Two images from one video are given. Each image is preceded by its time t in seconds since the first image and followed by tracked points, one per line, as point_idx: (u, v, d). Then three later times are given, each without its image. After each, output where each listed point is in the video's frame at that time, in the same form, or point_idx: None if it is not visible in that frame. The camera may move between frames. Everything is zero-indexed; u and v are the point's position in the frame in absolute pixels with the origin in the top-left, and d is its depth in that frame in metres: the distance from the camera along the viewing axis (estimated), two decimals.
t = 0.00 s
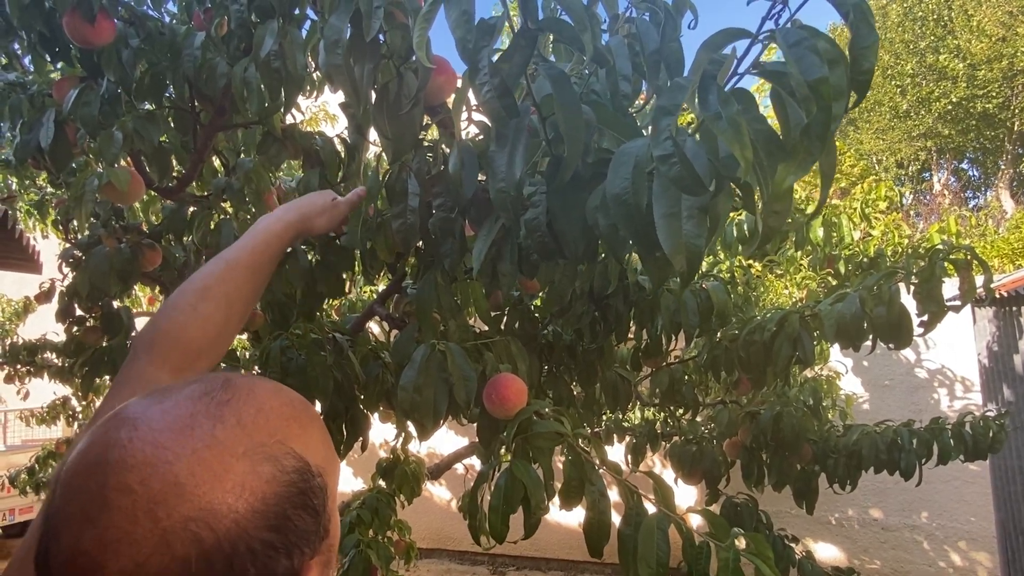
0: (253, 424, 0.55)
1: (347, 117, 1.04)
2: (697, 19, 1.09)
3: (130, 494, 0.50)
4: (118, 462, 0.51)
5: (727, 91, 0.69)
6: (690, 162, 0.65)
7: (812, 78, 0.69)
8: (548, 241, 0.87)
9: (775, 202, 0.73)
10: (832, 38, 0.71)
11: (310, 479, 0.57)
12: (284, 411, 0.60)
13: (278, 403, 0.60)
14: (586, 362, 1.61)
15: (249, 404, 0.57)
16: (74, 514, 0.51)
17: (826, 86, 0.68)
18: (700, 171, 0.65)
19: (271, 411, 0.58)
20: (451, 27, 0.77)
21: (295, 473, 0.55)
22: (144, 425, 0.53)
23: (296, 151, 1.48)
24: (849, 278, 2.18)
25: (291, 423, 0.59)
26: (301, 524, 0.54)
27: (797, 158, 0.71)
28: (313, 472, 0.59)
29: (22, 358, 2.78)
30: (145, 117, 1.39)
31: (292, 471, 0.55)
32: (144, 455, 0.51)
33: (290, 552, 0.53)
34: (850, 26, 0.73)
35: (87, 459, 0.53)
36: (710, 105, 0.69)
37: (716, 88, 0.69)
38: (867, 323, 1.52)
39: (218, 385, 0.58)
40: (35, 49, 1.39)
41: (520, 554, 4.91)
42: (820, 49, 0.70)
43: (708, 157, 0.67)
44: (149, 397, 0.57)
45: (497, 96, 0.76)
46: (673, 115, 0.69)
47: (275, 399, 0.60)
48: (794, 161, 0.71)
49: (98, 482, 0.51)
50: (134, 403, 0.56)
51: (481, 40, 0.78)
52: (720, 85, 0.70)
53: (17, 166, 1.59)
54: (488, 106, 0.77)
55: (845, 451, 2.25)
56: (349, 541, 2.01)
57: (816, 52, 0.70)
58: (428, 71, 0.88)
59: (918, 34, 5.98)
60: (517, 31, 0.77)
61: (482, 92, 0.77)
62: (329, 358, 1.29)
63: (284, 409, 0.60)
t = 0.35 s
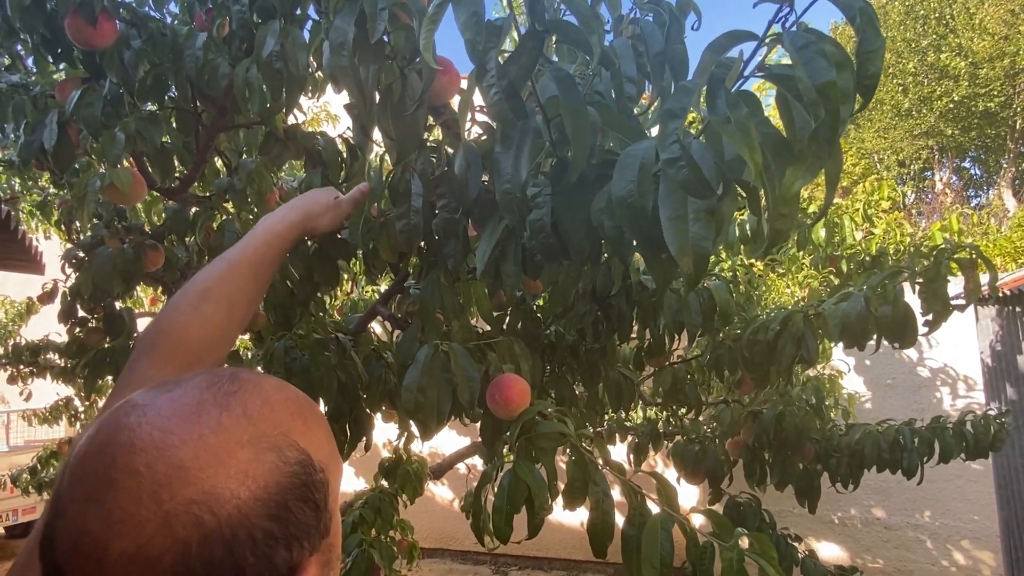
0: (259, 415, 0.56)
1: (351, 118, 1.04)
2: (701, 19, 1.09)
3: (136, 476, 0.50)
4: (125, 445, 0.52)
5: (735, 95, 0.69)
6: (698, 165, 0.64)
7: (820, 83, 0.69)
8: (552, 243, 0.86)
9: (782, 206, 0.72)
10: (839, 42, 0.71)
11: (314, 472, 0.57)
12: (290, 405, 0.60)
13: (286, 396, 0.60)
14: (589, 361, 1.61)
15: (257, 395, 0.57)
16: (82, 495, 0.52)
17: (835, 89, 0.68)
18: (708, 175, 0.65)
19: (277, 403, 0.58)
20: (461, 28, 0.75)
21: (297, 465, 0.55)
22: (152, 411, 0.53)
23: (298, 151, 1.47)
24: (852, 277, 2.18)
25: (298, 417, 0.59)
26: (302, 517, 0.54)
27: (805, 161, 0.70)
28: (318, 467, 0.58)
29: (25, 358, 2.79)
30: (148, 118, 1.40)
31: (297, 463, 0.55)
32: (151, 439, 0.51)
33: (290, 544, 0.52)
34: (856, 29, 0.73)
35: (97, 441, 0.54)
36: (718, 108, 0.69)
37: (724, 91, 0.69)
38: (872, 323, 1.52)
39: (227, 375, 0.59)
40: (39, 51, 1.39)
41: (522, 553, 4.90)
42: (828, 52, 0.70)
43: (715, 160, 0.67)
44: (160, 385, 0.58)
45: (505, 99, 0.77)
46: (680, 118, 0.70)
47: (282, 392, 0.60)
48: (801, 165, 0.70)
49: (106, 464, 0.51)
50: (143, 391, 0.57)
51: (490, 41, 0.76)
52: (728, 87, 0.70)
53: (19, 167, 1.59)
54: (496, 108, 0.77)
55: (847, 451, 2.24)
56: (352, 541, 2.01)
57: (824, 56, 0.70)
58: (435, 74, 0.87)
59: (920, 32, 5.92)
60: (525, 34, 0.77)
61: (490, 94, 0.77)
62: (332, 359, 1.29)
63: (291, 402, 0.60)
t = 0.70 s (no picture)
0: (278, 409, 0.58)
1: (349, 116, 1.04)
2: (698, 16, 1.09)
3: (156, 452, 0.52)
4: (148, 423, 0.54)
5: (728, 88, 0.69)
6: (692, 161, 0.64)
7: (814, 75, 0.68)
8: (550, 240, 0.86)
9: (777, 200, 0.71)
10: (834, 35, 0.71)
11: (325, 472, 0.59)
12: (307, 408, 0.63)
13: (303, 398, 0.63)
14: (587, 360, 1.61)
15: (276, 391, 0.60)
16: (99, 470, 0.53)
17: (828, 81, 0.68)
18: (702, 170, 0.65)
19: (295, 403, 0.61)
20: (454, 27, 0.76)
21: (310, 460, 0.57)
22: (177, 394, 0.56)
23: (297, 151, 1.47)
24: (851, 276, 2.18)
25: (313, 419, 0.62)
26: (311, 512, 0.55)
27: (798, 153, 0.71)
28: (328, 468, 0.60)
29: (24, 358, 2.79)
30: (145, 117, 1.38)
31: (309, 458, 0.57)
32: (174, 419, 0.53)
33: (296, 538, 0.53)
34: (851, 22, 0.73)
35: (119, 421, 0.56)
36: (711, 103, 0.69)
37: (717, 85, 0.69)
38: (871, 322, 1.52)
39: (249, 372, 0.62)
40: (37, 51, 1.39)
41: (522, 553, 4.90)
42: (822, 46, 0.70)
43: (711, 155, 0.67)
44: (184, 376, 0.61)
45: (499, 96, 0.76)
46: (674, 113, 0.69)
47: (299, 395, 0.63)
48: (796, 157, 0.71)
49: (127, 439, 0.53)
50: (166, 380, 0.59)
51: (483, 39, 0.77)
52: (721, 82, 0.70)
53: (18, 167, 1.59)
54: (490, 106, 0.77)
55: (847, 450, 2.24)
56: (351, 540, 2.01)
57: (818, 49, 0.70)
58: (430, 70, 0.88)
59: (919, 32, 5.85)
60: (519, 31, 0.76)
61: (485, 92, 0.77)
62: (331, 358, 1.29)
63: (307, 404, 0.63)
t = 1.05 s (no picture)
0: (274, 408, 0.60)
1: (347, 117, 1.04)
2: (696, 18, 1.09)
3: (154, 447, 0.53)
4: (145, 419, 0.55)
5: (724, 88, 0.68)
6: (687, 160, 0.64)
7: (808, 74, 0.69)
8: (546, 239, 0.87)
9: (771, 198, 0.72)
10: (830, 36, 0.70)
11: (319, 472, 0.60)
12: (302, 409, 0.64)
13: (299, 399, 0.65)
14: (586, 361, 1.62)
15: (271, 391, 0.62)
16: (95, 465, 0.54)
17: (822, 81, 0.68)
18: (696, 169, 0.64)
19: (290, 405, 0.63)
20: (450, 25, 0.76)
21: (305, 460, 0.58)
22: (175, 391, 0.57)
23: (295, 151, 1.47)
24: (849, 276, 2.19)
25: (306, 420, 0.64)
26: (305, 511, 0.57)
27: (792, 152, 0.71)
28: (323, 468, 0.62)
29: (22, 359, 2.78)
30: (144, 117, 1.37)
31: (305, 457, 0.59)
32: (172, 415, 0.54)
33: (290, 537, 0.55)
34: (848, 23, 0.73)
35: (115, 417, 0.56)
36: (706, 100, 0.69)
37: (713, 85, 0.69)
38: (867, 321, 1.53)
39: (246, 373, 0.64)
40: (34, 50, 1.39)
41: (521, 553, 4.91)
42: (817, 44, 0.70)
43: (709, 154, 0.67)
44: (180, 375, 0.62)
45: (496, 95, 0.77)
46: (670, 112, 0.69)
47: (294, 396, 0.65)
48: (790, 156, 0.71)
49: (125, 434, 0.54)
50: (162, 378, 0.60)
51: (480, 38, 0.77)
52: (718, 81, 0.70)
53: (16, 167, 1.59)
54: (486, 105, 0.78)
55: (845, 449, 2.25)
56: (350, 541, 2.02)
57: (814, 49, 0.70)
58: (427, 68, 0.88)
59: (917, 30, 5.75)
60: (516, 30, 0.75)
61: (481, 91, 0.78)
62: (329, 358, 1.29)
63: (301, 405, 0.65)
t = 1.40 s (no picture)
0: (262, 412, 0.59)
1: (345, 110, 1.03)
2: (693, 13, 1.09)
3: (136, 458, 0.52)
4: (128, 429, 0.54)
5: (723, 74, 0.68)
6: (687, 145, 0.63)
7: (807, 58, 0.68)
8: (546, 231, 0.86)
9: (772, 183, 0.70)
10: (826, 23, 0.71)
11: (311, 478, 0.60)
12: (292, 412, 0.64)
13: (288, 400, 0.65)
14: (585, 357, 1.62)
15: (260, 395, 0.61)
16: (79, 475, 0.54)
17: (822, 65, 0.68)
18: (697, 154, 0.63)
19: (281, 409, 0.62)
20: (449, 12, 0.76)
21: (297, 469, 0.58)
22: (158, 399, 0.56)
23: (293, 147, 1.46)
24: (846, 273, 2.19)
25: (298, 423, 0.63)
26: (296, 520, 0.56)
27: (792, 137, 0.70)
28: (315, 472, 0.62)
29: (19, 358, 2.77)
30: (141, 113, 1.36)
31: (295, 464, 0.58)
32: (154, 424, 0.54)
33: (280, 548, 0.55)
34: (845, 13, 0.73)
35: (98, 425, 0.56)
36: (706, 85, 0.69)
37: (712, 70, 0.69)
38: (866, 316, 1.53)
39: (233, 374, 0.63)
40: (30, 47, 1.39)
41: (519, 551, 4.91)
42: (816, 30, 0.70)
43: (708, 141, 0.66)
44: (166, 379, 0.61)
45: (494, 82, 0.75)
46: (669, 99, 0.69)
47: (284, 399, 0.65)
48: (788, 141, 0.70)
49: (106, 444, 0.54)
50: (145, 383, 0.60)
51: (478, 27, 0.77)
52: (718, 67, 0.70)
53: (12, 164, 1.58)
54: (485, 93, 0.76)
55: (843, 445, 2.26)
56: (348, 539, 2.03)
57: (812, 34, 0.69)
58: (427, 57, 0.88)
59: (914, 30, 5.68)
60: (514, 19, 0.75)
61: (480, 79, 0.76)
62: (328, 354, 1.29)
63: (292, 407, 0.64)
